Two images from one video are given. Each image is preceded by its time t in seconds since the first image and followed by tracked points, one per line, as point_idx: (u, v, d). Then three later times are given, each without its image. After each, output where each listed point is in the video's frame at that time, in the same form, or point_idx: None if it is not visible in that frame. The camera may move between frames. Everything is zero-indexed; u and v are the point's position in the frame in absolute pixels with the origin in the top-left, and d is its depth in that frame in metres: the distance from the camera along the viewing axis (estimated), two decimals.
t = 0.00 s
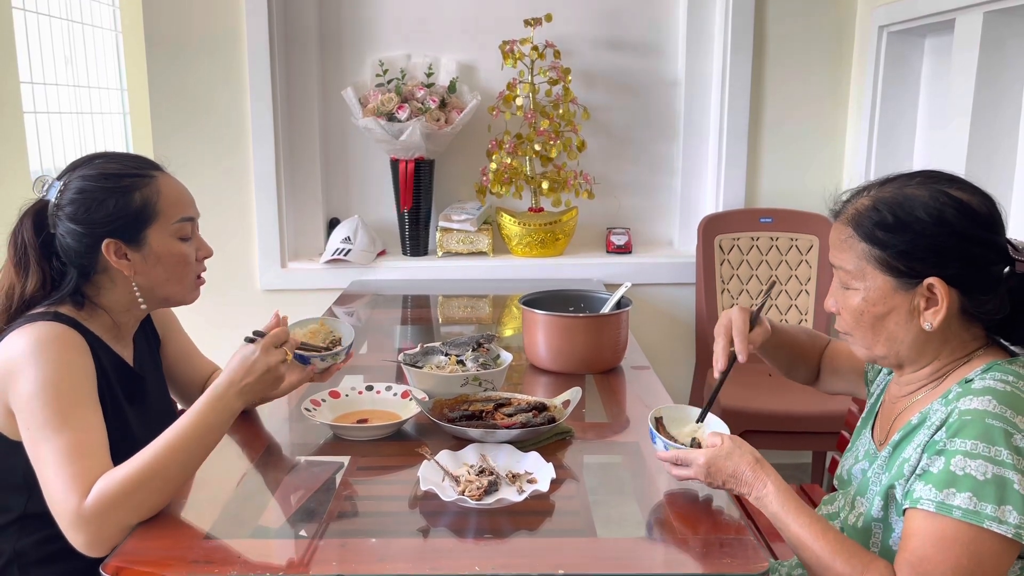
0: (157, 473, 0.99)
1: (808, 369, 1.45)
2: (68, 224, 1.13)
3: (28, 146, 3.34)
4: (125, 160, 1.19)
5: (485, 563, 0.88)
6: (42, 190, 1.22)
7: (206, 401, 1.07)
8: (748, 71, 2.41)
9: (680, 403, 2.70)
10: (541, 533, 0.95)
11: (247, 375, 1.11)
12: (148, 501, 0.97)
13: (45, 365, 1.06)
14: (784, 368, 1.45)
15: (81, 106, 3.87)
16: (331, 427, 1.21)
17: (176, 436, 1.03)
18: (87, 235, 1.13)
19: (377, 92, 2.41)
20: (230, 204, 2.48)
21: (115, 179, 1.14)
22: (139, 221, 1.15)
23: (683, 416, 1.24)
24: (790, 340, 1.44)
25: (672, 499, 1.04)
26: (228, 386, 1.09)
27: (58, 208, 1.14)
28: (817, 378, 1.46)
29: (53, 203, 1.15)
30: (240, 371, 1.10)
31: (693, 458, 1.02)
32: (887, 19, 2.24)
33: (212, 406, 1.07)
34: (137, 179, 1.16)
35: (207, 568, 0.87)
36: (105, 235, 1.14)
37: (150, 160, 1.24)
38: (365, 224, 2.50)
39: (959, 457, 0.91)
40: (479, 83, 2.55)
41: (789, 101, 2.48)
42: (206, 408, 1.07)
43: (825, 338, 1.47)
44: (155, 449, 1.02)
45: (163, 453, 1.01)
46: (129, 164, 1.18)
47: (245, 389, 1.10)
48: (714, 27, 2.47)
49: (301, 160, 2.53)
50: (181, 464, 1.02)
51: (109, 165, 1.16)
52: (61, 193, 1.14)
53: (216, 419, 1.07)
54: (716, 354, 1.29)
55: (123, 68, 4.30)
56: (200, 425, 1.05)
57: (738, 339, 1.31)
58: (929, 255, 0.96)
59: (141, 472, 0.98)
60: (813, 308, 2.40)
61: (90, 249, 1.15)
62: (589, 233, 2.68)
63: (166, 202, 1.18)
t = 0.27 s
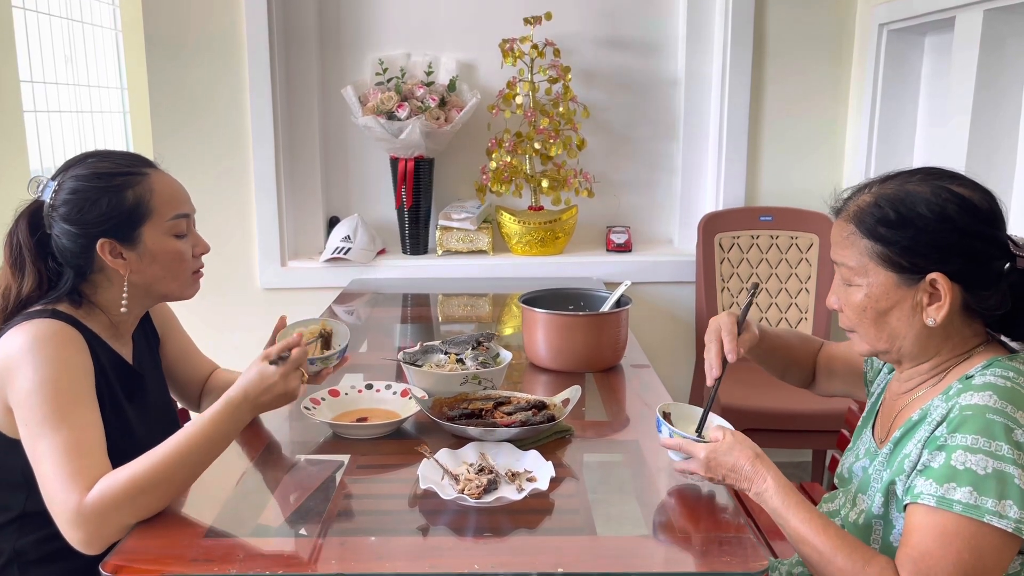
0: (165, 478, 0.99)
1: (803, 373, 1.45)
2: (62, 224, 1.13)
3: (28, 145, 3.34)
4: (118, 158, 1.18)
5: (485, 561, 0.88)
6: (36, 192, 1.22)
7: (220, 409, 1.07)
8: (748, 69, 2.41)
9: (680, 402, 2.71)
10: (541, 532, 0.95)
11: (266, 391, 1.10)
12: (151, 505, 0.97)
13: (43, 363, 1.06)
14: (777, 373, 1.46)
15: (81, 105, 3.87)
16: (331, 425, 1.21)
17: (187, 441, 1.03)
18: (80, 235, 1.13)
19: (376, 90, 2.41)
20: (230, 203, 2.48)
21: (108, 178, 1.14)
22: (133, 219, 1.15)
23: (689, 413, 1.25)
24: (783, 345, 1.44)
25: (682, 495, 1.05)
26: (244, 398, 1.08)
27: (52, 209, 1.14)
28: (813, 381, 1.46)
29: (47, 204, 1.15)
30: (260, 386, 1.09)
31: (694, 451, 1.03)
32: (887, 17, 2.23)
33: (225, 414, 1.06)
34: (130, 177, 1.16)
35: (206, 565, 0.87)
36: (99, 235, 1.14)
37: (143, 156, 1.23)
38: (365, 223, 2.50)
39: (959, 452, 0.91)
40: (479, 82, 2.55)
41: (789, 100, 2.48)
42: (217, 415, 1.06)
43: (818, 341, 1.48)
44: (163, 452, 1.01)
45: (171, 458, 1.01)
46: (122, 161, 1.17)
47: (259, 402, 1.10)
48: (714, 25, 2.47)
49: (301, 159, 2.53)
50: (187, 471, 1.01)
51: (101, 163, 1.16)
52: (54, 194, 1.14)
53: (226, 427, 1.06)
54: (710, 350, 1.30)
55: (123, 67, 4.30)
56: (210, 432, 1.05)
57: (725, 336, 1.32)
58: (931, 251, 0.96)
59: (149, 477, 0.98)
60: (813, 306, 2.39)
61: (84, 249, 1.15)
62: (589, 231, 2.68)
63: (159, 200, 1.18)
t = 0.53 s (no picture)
0: (169, 479, 0.99)
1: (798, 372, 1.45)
2: (59, 222, 1.13)
3: (28, 145, 3.34)
4: (115, 156, 1.18)
5: (484, 560, 0.88)
6: (35, 188, 1.22)
7: (229, 412, 1.07)
8: (748, 68, 2.41)
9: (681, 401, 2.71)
10: (540, 531, 0.95)
11: (276, 400, 1.10)
12: (152, 505, 0.97)
13: (41, 361, 1.06)
14: (772, 374, 1.46)
15: (81, 104, 3.88)
16: (331, 424, 1.21)
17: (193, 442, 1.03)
18: (76, 232, 1.13)
19: (376, 89, 2.41)
20: (230, 202, 2.48)
21: (104, 176, 1.14)
22: (128, 218, 1.15)
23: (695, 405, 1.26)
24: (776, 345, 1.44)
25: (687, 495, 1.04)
26: (254, 404, 1.09)
27: (49, 206, 1.14)
28: (808, 380, 1.47)
29: (45, 201, 1.15)
30: (271, 394, 1.10)
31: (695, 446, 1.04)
32: (888, 15, 2.23)
33: (233, 417, 1.07)
34: (126, 176, 1.16)
35: (206, 565, 0.87)
36: (94, 233, 1.14)
37: (142, 156, 1.23)
38: (365, 222, 2.50)
39: (959, 449, 0.91)
40: (479, 81, 2.55)
41: (789, 99, 2.47)
42: (225, 417, 1.06)
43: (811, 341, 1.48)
44: (169, 453, 1.01)
45: (177, 458, 1.01)
46: (119, 160, 1.17)
47: (267, 409, 1.10)
48: (714, 24, 2.47)
49: (301, 158, 2.53)
50: (192, 472, 1.02)
51: (99, 161, 1.16)
52: (52, 191, 1.14)
53: (232, 431, 1.06)
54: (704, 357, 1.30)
55: (123, 66, 4.30)
56: (217, 435, 1.05)
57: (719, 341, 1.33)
58: (931, 248, 0.96)
59: (154, 477, 0.98)
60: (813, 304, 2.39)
61: (79, 246, 1.15)
62: (589, 230, 2.68)
63: (155, 199, 1.18)
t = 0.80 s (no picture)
0: (170, 477, 0.99)
1: (798, 379, 1.46)
2: (54, 223, 1.14)
3: (27, 144, 3.34)
4: (110, 156, 1.17)
5: (484, 559, 0.88)
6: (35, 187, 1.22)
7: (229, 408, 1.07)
8: (747, 66, 2.41)
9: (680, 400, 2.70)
10: (540, 530, 0.95)
11: (274, 400, 1.10)
12: (153, 503, 0.98)
13: (40, 358, 1.06)
14: (772, 382, 1.47)
15: (81, 103, 3.88)
16: (330, 423, 1.21)
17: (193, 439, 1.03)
18: (69, 232, 1.13)
19: (375, 88, 2.41)
20: (230, 201, 2.48)
21: (96, 176, 1.14)
22: (119, 218, 1.14)
23: (699, 401, 1.27)
24: (775, 356, 1.45)
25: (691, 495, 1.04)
26: (254, 401, 1.09)
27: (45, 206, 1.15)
28: (808, 387, 1.47)
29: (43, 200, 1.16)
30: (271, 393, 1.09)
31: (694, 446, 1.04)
32: (887, 13, 2.23)
33: (232, 414, 1.07)
34: (118, 175, 1.15)
35: (206, 564, 0.87)
36: (84, 234, 1.14)
37: (140, 156, 1.23)
38: (364, 221, 2.50)
39: (959, 448, 0.91)
40: (478, 79, 2.55)
41: (789, 97, 2.47)
42: (224, 414, 1.06)
43: (810, 346, 1.48)
44: (170, 450, 1.01)
45: (179, 455, 1.01)
46: (113, 159, 1.17)
47: (265, 408, 1.10)
48: (714, 22, 2.46)
49: (300, 157, 2.53)
50: (192, 470, 1.02)
51: (94, 161, 1.16)
52: (48, 190, 1.15)
53: (232, 427, 1.06)
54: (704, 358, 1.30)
55: (123, 66, 4.30)
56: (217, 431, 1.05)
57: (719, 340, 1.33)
58: (931, 246, 0.96)
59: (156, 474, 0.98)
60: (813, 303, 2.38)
61: (73, 246, 1.14)
62: (589, 229, 2.68)
63: (147, 199, 1.17)
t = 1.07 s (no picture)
0: (167, 478, 0.99)
1: (800, 386, 1.46)
2: (50, 223, 1.14)
3: (26, 143, 3.34)
4: (105, 156, 1.17)
5: (483, 558, 0.88)
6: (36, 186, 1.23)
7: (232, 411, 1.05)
8: (746, 65, 2.41)
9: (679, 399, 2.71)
10: (538, 529, 0.95)
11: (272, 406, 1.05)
12: (146, 499, 0.98)
13: (39, 350, 1.06)
14: (773, 386, 1.46)
15: (80, 102, 3.88)
16: (329, 424, 1.21)
17: (195, 441, 1.02)
18: (64, 232, 1.13)
19: (374, 88, 2.41)
20: (228, 201, 2.48)
21: (88, 176, 1.13)
22: (109, 218, 1.14)
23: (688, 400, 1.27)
24: (776, 357, 1.44)
25: (683, 498, 1.03)
26: (255, 405, 1.05)
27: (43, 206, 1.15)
28: (808, 393, 1.47)
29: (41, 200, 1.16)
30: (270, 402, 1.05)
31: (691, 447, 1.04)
32: (885, 13, 2.23)
33: (235, 419, 1.05)
34: (110, 176, 1.14)
35: (206, 565, 0.87)
36: (75, 234, 1.13)
37: (138, 155, 1.22)
38: (363, 220, 2.50)
39: (958, 445, 0.91)
40: (476, 79, 2.55)
41: (787, 97, 2.47)
42: (229, 414, 1.05)
43: (811, 351, 1.48)
44: (171, 449, 1.00)
45: (178, 457, 1.00)
46: (106, 159, 1.16)
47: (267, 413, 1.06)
48: (712, 22, 2.47)
49: (298, 157, 2.53)
50: (189, 471, 1.01)
51: (89, 160, 1.15)
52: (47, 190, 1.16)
53: (234, 431, 1.05)
54: (692, 348, 1.33)
55: (122, 65, 4.30)
56: (219, 434, 1.04)
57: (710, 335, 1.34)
58: (932, 246, 0.96)
59: (152, 475, 0.98)
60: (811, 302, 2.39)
61: (68, 246, 1.15)
62: (588, 228, 2.68)
63: (138, 200, 1.16)
